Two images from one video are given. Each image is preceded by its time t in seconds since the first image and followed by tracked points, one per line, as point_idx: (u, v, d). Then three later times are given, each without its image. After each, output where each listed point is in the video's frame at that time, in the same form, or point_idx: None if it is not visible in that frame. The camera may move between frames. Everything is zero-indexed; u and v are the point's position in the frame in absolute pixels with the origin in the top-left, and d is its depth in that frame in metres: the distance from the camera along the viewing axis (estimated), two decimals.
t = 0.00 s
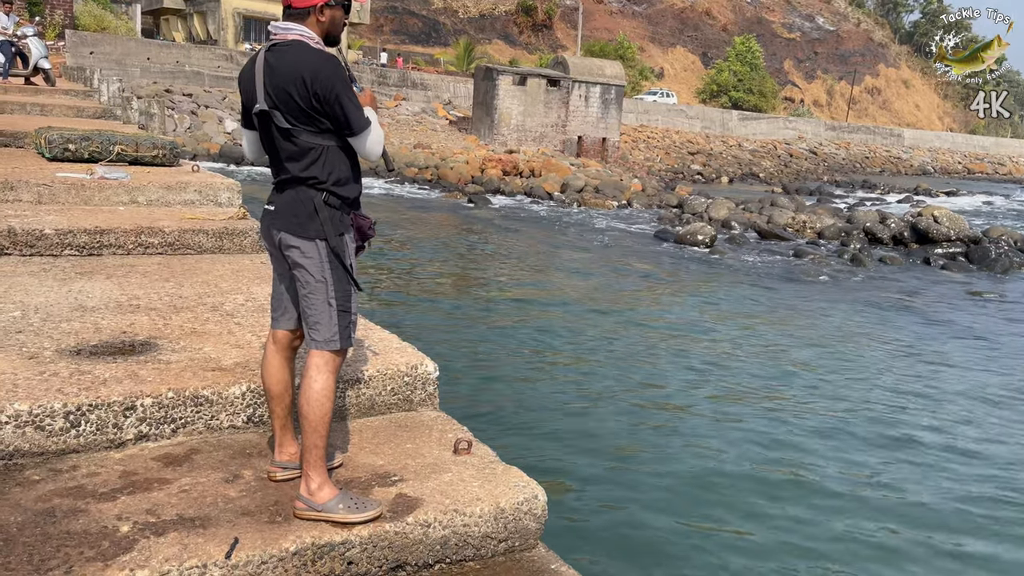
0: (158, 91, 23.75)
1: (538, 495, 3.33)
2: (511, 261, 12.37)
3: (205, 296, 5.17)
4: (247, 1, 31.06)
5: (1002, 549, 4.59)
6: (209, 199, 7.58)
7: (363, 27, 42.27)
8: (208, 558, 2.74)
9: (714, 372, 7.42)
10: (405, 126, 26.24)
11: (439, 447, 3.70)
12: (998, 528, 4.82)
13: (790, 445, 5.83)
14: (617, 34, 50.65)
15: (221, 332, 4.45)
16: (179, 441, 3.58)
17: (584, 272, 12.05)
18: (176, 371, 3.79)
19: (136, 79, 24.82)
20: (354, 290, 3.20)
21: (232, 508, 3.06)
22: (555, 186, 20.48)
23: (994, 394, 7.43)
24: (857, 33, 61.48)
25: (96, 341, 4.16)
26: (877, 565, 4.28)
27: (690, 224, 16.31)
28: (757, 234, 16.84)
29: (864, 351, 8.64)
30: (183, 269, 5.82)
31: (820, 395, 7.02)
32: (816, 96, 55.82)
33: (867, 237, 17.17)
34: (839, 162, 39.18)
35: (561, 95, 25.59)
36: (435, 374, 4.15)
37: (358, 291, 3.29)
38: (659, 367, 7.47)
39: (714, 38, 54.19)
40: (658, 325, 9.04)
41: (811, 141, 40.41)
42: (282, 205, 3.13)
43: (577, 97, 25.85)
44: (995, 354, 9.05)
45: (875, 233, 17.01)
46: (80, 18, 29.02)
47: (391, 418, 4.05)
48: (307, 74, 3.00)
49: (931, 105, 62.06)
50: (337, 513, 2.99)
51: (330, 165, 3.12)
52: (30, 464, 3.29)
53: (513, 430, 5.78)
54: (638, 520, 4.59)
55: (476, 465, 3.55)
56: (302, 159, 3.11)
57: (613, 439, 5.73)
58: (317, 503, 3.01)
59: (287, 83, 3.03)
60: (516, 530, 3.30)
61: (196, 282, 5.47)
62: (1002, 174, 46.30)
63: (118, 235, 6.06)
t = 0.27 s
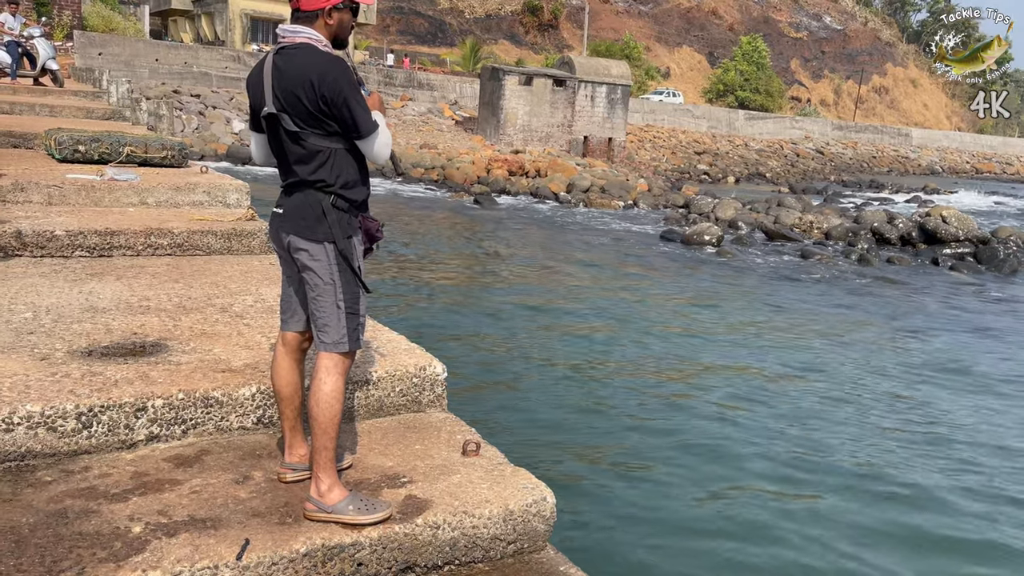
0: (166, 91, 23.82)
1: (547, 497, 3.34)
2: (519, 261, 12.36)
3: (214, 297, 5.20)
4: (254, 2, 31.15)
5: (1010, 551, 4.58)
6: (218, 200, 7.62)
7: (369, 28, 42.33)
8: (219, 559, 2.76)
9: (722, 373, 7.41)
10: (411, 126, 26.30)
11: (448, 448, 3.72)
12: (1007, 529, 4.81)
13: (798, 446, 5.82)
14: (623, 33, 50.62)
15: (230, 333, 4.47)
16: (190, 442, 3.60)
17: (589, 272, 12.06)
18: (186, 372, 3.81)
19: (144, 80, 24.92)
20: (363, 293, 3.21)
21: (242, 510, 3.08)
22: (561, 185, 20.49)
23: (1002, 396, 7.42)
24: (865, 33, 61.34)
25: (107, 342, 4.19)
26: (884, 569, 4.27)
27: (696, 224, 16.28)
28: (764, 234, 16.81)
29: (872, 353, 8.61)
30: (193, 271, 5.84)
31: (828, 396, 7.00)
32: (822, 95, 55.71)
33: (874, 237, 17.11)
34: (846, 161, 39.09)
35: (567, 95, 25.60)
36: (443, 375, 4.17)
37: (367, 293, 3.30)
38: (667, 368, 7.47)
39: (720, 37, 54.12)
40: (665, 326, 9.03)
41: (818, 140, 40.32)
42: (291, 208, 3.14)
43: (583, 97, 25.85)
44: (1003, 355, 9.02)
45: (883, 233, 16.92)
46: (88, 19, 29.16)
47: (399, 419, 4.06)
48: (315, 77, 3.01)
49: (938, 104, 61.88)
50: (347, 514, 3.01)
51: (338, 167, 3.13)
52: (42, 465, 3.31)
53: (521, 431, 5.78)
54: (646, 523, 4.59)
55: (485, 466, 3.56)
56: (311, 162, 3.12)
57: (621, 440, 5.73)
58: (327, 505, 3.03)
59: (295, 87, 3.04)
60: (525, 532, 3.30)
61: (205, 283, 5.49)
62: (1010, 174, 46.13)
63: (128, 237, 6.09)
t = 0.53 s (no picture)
0: (172, 93, 23.88)
1: (555, 498, 3.33)
2: (524, 261, 12.35)
3: (221, 298, 5.20)
4: (260, 3, 31.22)
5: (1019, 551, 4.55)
6: (224, 202, 7.63)
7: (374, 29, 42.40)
8: (227, 560, 2.76)
9: (729, 373, 7.39)
10: (417, 127, 26.31)
11: (455, 449, 3.71)
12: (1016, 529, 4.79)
13: (806, 446, 5.80)
14: (629, 33, 50.58)
15: (237, 334, 4.47)
16: (197, 443, 3.60)
17: (596, 272, 12.04)
18: (194, 373, 3.81)
19: (150, 82, 24.98)
20: (368, 293, 3.21)
21: (250, 511, 3.07)
22: (566, 185, 20.46)
23: (1011, 394, 7.38)
24: (871, 31, 61.21)
25: (115, 343, 4.19)
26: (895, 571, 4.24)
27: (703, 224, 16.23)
28: (771, 233, 16.76)
29: (880, 352, 8.57)
30: (200, 272, 5.85)
31: (836, 395, 6.97)
32: (828, 93, 55.57)
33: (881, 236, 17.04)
34: (853, 160, 38.96)
35: (573, 94, 25.57)
36: (450, 376, 4.16)
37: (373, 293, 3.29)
38: (674, 368, 7.45)
39: (726, 36, 54.01)
40: (672, 326, 9.01)
41: (824, 139, 40.20)
42: (296, 209, 3.14)
43: (589, 97, 25.82)
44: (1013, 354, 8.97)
45: (890, 232, 16.82)
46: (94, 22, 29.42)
47: (407, 419, 4.06)
48: (319, 77, 3.00)
49: (945, 102, 61.65)
50: (354, 515, 3.00)
51: (342, 168, 3.13)
52: (50, 467, 3.32)
53: (527, 431, 5.78)
54: (655, 523, 4.57)
55: (492, 467, 3.55)
56: (315, 163, 3.12)
57: (627, 440, 5.72)
58: (335, 506, 3.02)
59: (300, 87, 3.04)
60: (533, 532, 3.30)
61: (212, 284, 5.50)
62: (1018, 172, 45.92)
63: (135, 238, 6.10)
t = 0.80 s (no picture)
0: (176, 96, 23.94)
1: (559, 499, 3.33)
2: (528, 262, 12.34)
3: (225, 300, 5.21)
4: (264, 6, 31.29)
5: None
6: (228, 204, 7.64)
7: (377, 30, 42.47)
8: (232, 563, 2.76)
9: (735, 372, 7.37)
10: (421, 129, 26.33)
11: (459, 451, 3.71)
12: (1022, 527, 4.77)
13: (811, 445, 5.78)
14: (632, 33, 50.56)
15: (242, 336, 4.48)
16: (202, 445, 3.61)
17: (600, 273, 12.02)
18: (198, 376, 3.81)
19: (154, 84, 25.04)
20: (371, 295, 3.21)
21: (255, 513, 3.08)
22: (570, 186, 20.45)
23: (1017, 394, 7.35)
24: (875, 30, 61.14)
25: (119, 346, 4.20)
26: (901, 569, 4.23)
27: (707, 224, 16.21)
28: (775, 233, 16.74)
29: (886, 352, 8.54)
30: (204, 274, 5.86)
31: (842, 395, 6.95)
32: (832, 93, 55.48)
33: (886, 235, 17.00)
34: (857, 159, 38.87)
35: (576, 95, 25.58)
36: (454, 378, 4.16)
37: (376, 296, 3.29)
38: (680, 367, 7.42)
39: (729, 36, 53.96)
40: (677, 326, 8.99)
41: (829, 139, 40.13)
42: (299, 211, 3.14)
43: (592, 97, 25.81)
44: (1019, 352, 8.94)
45: (895, 231, 16.75)
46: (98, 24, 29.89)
47: (411, 421, 4.06)
48: (321, 79, 3.01)
49: (949, 100, 61.50)
50: (359, 517, 3.01)
51: (344, 170, 3.13)
52: (56, 469, 3.33)
53: (533, 431, 5.76)
54: (662, 521, 4.55)
55: (496, 469, 3.55)
56: (318, 165, 3.12)
57: (632, 440, 5.70)
58: (340, 508, 3.02)
59: (301, 90, 3.04)
60: (538, 534, 3.29)
61: (216, 287, 5.50)
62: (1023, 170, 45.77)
63: (140, 241, 6.11)
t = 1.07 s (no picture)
0: (179, 97, 23.97)
1: (563, 499, 3.33)
2: (531, 262, 12.34)
3: (229, 300, 5.21)
4: (266, 7, 31.32)
5: None
6: (232, 204, 7.66)
7: (380, 31, 42.49)
8: (236, 563, 2.76)
9: (738, 371, 7.36)
10: (423, 129, 26.34)
11: (463, 450, 3.72)
12: None
13: (814, 444, 5.78)
14: (634, 32, 50.54)
15: (245, 336, 4.49)
16: (205, 445, 3.61)
17: (603, 272, 12.01)
18: (202, 376, 3.82)
19: (157, 85, 25.07)
20: (373, 294, 3.22)
21: (259, 513, 3.08)
22: (573, 186, 20.44)
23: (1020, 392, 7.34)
24: (877, 28, 61.09)
25: (123, 346, 4.21)
26: (905, 566, 4.23)
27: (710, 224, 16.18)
28: (779, 232, 16.72)
29: (889, 351, 8.53)
30: (208, 275, 5.87)
31: (845, 394, 6.94)
32: (835, 92, 55.39)
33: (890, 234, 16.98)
34: (861, 158, 38.80)
35: (578, 94, 25.58)
36: (457, 377, 4.16)
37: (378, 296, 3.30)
38: (684, 367, 7.42)
39: (732, 35, 53.89)
40: (680, 326, 8.98)
41: (831, 137, 40.07)
42: (301, 211, 3.15)
43: (595, 97, 25.80)
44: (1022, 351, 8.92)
45: (898, 230, 16.70)
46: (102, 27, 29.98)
47: (415, 421, 4.06)
48: (322, 80, 3.01)
49: (953, 99, 61.39)
50: (363, 517, 3.01)
51: (346, 170, 3.13)
52: (60, 470, 3.34)
53: (536, 430, 5.76)
54: (666, 520, 4.54)
55: (500, 468, 3.56)
56: (320, 165, 3.12)
57: (636, 440, 5.69)
58: (343, 507, 3.02)
59: (303, 90, 3.04)
60: (541, 533, 3.30)
61: (219, 287, 5.51)
62: None
63: (143, 242, 6.13)
